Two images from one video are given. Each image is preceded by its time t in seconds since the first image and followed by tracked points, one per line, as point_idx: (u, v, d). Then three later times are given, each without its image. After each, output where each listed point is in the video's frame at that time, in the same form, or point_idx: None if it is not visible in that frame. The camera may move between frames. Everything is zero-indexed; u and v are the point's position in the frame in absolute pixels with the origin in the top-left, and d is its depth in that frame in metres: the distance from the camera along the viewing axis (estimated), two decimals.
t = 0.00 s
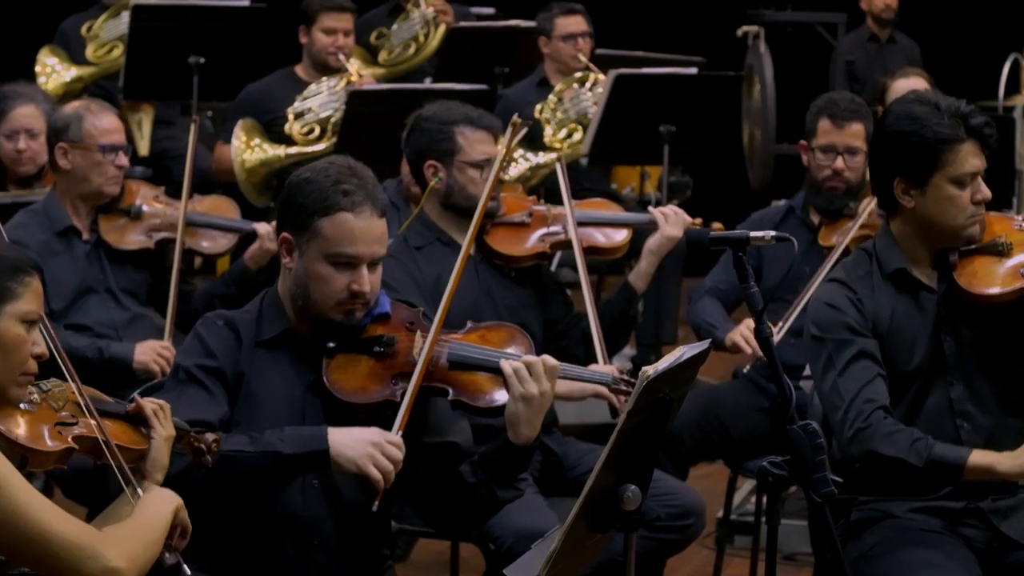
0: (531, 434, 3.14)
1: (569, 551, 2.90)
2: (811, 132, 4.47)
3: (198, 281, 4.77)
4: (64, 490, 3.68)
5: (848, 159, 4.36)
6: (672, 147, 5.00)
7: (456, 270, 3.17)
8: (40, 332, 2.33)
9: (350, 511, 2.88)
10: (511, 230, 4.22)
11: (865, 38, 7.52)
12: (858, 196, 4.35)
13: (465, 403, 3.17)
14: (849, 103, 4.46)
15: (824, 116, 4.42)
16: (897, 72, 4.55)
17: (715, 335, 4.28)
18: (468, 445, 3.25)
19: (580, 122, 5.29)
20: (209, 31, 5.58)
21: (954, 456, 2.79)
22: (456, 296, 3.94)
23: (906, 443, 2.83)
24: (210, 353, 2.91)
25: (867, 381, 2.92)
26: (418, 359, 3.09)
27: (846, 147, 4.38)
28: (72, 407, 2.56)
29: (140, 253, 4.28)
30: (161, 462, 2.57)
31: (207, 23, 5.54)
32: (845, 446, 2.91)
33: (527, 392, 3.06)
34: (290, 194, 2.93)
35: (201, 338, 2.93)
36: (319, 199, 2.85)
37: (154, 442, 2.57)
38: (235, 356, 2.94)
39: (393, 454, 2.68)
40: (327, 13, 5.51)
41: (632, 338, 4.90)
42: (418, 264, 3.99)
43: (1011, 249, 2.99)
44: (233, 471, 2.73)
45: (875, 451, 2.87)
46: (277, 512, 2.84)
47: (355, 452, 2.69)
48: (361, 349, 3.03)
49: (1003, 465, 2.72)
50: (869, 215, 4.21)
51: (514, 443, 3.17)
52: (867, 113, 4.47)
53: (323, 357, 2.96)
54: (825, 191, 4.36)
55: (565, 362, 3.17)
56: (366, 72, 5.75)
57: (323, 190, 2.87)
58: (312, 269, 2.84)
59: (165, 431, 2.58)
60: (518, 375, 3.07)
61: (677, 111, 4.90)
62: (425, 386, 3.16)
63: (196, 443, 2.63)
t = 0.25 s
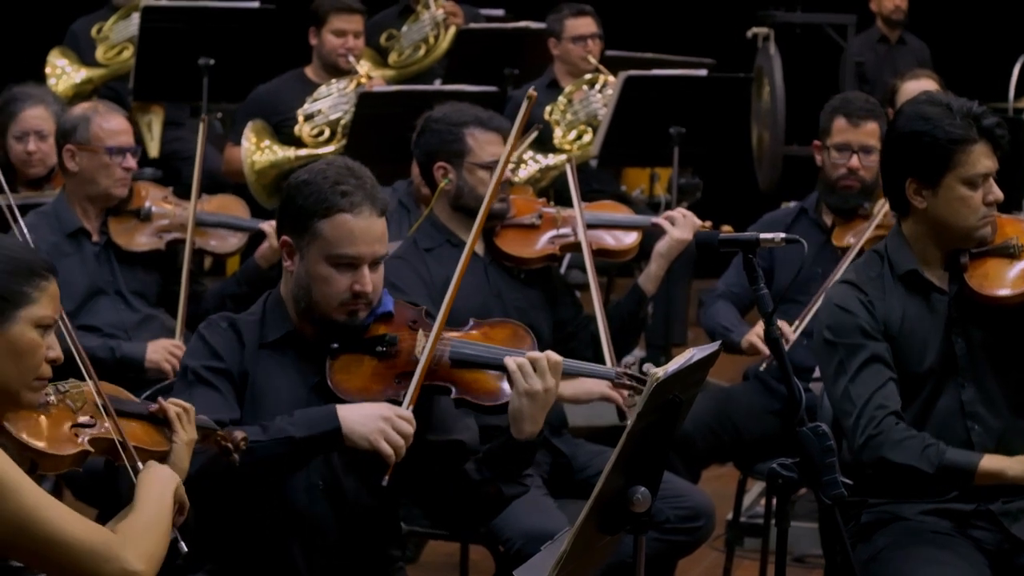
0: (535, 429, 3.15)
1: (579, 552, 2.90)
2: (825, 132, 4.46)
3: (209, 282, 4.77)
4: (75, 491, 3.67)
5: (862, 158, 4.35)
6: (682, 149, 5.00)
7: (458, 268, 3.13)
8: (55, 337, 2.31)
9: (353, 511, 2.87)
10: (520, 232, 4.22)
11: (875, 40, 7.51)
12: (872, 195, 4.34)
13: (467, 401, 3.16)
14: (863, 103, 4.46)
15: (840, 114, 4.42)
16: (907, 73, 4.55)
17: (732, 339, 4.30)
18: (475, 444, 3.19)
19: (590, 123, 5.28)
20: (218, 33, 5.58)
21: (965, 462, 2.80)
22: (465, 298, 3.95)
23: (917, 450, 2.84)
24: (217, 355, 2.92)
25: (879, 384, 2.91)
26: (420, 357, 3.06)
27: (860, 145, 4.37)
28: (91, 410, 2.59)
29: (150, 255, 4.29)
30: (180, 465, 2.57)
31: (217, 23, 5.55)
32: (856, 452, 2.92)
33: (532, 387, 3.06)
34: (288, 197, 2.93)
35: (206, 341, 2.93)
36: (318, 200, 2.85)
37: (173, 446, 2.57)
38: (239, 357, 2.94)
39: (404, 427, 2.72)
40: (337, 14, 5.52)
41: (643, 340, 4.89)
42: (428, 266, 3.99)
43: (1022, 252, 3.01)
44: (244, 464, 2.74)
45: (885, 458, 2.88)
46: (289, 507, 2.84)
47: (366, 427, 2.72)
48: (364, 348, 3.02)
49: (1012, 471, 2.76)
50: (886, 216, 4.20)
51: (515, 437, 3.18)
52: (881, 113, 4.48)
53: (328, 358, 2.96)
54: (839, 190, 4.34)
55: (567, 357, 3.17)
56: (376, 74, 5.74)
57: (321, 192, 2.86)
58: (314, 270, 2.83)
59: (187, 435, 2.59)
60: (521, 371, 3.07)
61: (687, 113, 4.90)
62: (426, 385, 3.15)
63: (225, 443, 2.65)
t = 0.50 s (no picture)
0: (537, 427, 3.31)
1: (591, 557, 2.90)
2: (839, 134, 4.43)
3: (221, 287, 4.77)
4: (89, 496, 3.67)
5: (877, 161, 4.34)
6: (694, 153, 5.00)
7: (450, 274, 3.22)
8: (74, 351, 2.29)
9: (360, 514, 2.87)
10: (533, 237, 4.24)
11: (886, 45, 7.51)
12: (887, 200, 4.32)
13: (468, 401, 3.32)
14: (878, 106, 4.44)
15: (854, 118, 4.40)
16: (920, 78, 4.56)
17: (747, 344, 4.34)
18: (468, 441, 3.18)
19: (602, 128, 5.26)
20: (230, 37, 5.59)
21: (977, 466, 2.79)
22: (476, 303, 3.95)
23: (929, 454, 2.83)
24: (215, 366, 2.92)
25: (892, 389, 2.90)
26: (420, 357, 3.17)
27: (875, 148, 4.36)
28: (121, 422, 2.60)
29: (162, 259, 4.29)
30: (215, 488, 2.61)
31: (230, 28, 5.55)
32: (868, 456, 2.91)
33: (539, 386, 3.25)
34: (272, 207, 2.93)
35: (198, 354, 2.92)
36: (306, 210, 2.86)
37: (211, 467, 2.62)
38: (235, 364, 2.93)
39: (417, 407, 2.83)
40: (349, 20, 5.48)
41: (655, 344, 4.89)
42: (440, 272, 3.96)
43: None
44: (255, 465, 2.75)
45: (897, 462, 2.87)
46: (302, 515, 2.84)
47: (383, 411, 2.82)
48: (359, 354, 3.10)
49: None
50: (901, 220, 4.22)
51: (520, 434, 3.31)
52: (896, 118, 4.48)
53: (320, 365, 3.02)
54: (853, 194, 4.34)
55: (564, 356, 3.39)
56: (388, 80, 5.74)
57: (306, 201, 2.87)
58: (306, 280, 2.84)
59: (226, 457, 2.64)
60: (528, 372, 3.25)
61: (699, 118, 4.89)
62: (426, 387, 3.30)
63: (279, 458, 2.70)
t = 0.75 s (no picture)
0: (537, 419, 3.26)
1: (598, 562, 2.90)
2: (848, 141, 4.44)
3: (229, 293, 4.77)
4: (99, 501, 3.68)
5: (885, 168, 4.33)
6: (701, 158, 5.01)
7: (434, 270, 3.29)
8: (89, 364, 2.26)
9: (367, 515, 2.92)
10: (541, 242, 4.23)
11: (894, 50, 7.51)
12: (896, 206, 4.32)
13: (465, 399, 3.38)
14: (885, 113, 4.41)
15: (862, 124, 4.38)
16: (929, 84, 4.57)
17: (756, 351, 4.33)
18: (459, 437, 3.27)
19: (610, 134, 5.28)
20: (238, 43, 5.59)
21: (986, 469, 2.75)
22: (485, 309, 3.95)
23: (937, 455, 2.79)
24: (215, 371, 2.93)
25: (901, 391, 2.88)
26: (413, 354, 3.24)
27: (883, 154, 4.36)
28: (145, 433, 2.52)
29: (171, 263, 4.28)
30: (250, 498, 2.51)
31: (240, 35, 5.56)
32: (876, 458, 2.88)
33: (537, 379, 3.20)
34: (259, 214, 2.93)
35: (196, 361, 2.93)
36: (295, 215, 2.87)
37: (247, 478, 2.52)
38: (231, 369, 2.94)
39: (423, 380, 2.93)
40: (357, 26, 5.48)
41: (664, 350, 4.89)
42: (448, 277, 3.93)
43: None
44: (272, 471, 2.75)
45: (905, 463, 2.83)
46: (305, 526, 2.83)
47: (392, 388, 2.89)
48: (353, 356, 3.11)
49: None
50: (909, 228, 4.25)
51: (519, 429, 3.25)
52: (903, 125, 4.44)
53: (314, 369, 3.04)
54: (862, 200, 4.32)
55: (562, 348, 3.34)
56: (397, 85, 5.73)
57: (296, 207, 2.88)
58: (297, 285, 2.86)
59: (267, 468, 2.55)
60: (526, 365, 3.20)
61: (708, 124, 4.88)
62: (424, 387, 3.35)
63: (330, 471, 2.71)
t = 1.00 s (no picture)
0: (542, 416, 3.36)
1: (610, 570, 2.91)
2: (856, 150, 4.41)
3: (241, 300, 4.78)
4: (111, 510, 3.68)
5: (894, 178, 4.30)
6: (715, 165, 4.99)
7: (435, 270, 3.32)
8: (107, 373, 2.25)
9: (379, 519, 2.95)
10: (553, 250, 4.21)
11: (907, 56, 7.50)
12: (906, 216, 4.32)
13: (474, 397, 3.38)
14: (894, 120, 4.39)
15: (870, 134, 4.35)
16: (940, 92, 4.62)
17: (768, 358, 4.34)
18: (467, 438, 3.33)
19: (622, 141, 5.27)
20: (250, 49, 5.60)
21: (1000, 470, 2.74)
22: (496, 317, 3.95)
23: (951, 456, 2.78)
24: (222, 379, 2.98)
25: (914, 394, 2.86)
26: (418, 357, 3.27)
27: (892, 165, 4.33)
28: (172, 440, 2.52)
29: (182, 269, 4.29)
30: (282, 508, 2.51)
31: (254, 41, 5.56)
32: (889, 460, 2.86)
33: (546, 377, 3.31)
34: (259, 219, 2.99)
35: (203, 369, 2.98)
36: (295, 217, 2.93)
37: (280, 486, 2.51)
38: (238, 376, 2.98)
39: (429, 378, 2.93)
40: (370, 33, 5.50)
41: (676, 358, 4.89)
42: (460, 284, 3.94)
43: None
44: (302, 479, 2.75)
45: (919, 464, 2.81)
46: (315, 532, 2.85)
47: (396, 391, 2.91)
48: (357, 359, 3.14)
49: None
50: (919, 235, 4.28)
51: (524, 427, 3.35)
52: (913, 133, 4.40)
53: (318, 373, 3.08)
54: (872, 210, 4.32)
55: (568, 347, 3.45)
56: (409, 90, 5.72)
57: (295, 208, 2.94)
58: (300, 286, 2.92)
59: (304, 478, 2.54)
60: (537, 363, 3.31)
61: (720, 130, 4.87)
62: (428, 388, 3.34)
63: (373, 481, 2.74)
